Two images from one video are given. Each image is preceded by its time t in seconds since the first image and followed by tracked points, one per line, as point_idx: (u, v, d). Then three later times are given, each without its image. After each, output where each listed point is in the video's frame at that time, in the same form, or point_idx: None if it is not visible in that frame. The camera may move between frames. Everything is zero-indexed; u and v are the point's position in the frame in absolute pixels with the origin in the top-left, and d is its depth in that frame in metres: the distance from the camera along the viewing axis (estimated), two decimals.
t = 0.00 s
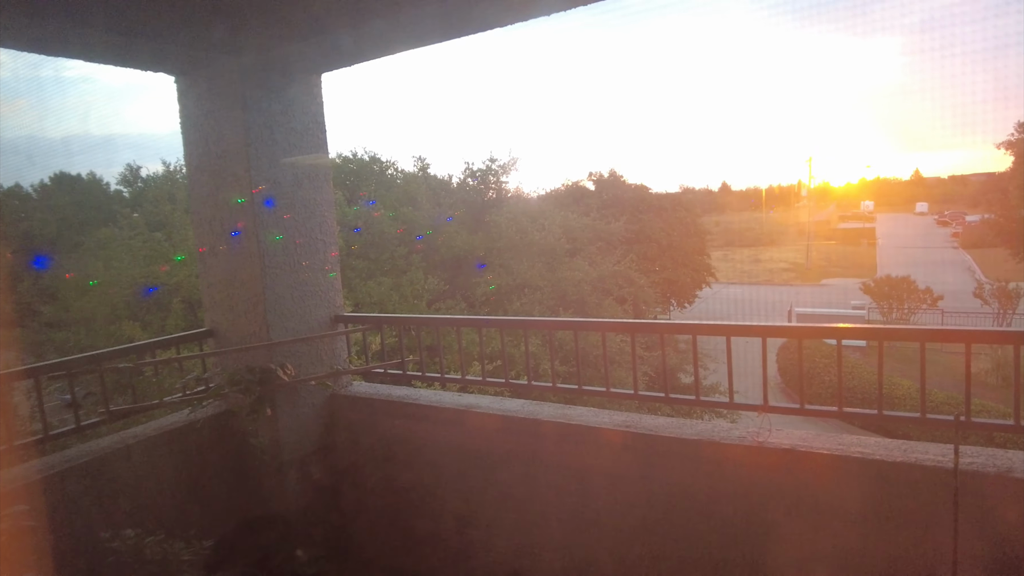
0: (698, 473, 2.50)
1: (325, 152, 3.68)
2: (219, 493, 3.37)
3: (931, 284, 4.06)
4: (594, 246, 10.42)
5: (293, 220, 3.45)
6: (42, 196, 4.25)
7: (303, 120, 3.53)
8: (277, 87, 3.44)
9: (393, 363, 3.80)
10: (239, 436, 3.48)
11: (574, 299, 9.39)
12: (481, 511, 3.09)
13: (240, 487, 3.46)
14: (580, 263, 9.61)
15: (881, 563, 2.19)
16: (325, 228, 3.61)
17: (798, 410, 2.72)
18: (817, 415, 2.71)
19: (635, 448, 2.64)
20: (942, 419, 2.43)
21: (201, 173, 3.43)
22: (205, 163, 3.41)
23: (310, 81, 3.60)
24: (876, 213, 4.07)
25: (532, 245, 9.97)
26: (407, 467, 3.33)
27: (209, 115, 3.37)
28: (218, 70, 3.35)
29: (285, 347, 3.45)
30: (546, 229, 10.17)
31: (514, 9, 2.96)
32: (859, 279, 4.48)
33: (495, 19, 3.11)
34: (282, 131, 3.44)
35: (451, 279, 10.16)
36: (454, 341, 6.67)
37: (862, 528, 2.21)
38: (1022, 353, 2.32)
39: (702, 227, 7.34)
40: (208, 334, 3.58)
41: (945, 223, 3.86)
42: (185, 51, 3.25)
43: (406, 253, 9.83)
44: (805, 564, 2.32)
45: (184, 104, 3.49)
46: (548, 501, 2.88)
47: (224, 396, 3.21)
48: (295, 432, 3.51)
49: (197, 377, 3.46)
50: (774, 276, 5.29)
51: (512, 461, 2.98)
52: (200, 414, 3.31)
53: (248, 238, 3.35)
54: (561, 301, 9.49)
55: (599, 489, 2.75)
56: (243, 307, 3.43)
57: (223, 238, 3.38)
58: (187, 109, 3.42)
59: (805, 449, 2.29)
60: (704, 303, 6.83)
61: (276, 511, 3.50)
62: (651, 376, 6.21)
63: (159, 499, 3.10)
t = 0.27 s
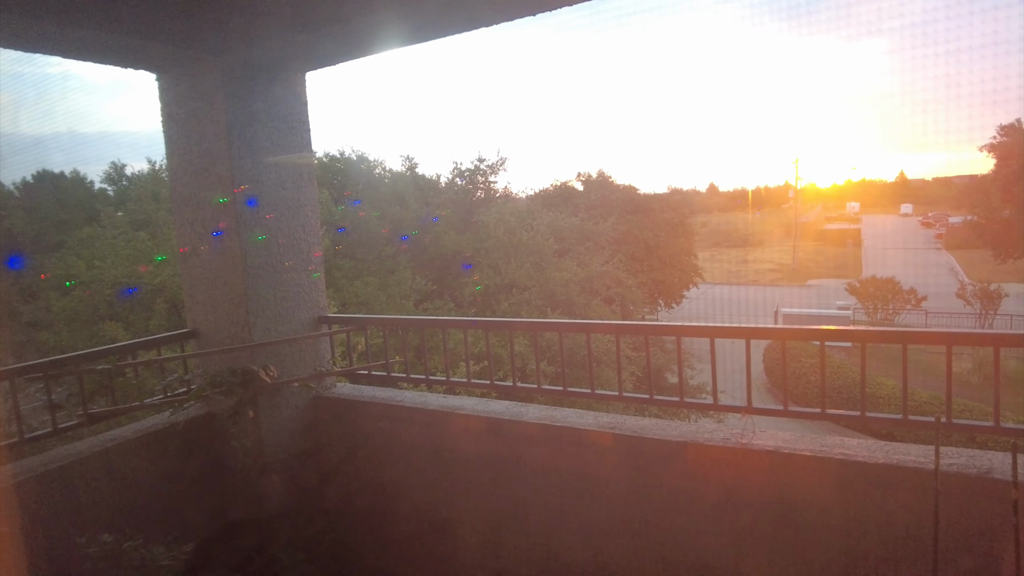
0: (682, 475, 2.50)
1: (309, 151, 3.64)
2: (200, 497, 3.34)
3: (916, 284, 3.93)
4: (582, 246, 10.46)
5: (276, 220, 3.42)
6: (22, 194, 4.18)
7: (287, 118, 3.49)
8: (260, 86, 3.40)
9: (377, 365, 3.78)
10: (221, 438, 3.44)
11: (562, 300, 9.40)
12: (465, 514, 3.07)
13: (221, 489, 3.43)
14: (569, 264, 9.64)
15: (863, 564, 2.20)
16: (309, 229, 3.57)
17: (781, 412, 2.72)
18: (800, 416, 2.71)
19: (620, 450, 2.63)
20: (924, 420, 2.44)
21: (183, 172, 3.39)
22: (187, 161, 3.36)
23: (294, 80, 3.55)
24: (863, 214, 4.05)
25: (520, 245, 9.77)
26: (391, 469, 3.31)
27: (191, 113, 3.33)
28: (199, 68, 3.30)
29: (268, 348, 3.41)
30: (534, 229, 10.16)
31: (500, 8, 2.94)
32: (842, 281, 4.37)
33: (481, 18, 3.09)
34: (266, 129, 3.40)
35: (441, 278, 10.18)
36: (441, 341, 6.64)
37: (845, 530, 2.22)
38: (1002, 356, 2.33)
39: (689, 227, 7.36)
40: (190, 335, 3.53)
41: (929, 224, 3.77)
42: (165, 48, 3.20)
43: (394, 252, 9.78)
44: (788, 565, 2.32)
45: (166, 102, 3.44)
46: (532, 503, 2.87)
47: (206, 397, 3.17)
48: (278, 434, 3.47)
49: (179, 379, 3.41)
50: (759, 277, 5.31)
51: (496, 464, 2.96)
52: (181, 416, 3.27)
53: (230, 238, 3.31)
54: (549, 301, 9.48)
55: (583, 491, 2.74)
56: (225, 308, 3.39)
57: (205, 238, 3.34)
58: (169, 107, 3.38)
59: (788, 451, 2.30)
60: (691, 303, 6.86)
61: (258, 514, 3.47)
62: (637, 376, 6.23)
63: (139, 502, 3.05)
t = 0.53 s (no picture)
0: (660, 477, 2.51)
1: (287, 150, 3.59)
2: (174, 502, 3.28)
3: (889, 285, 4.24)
4: (563, 247, 10.51)
5: (253, 221, 3.37)
6: None
7: (264, 117, 3.44)
8: (236, 84, 3.34)
9: (355, 367, 3.74)
10: (195, 443, 3.39)
11: (543, 300, 9.43)
12: (444, 516, 3.06)
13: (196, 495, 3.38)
14: (550, 265, 9.68)
15: (836, 563, 2.23)
16: (286, 230, 3.53)
17: (756, 413, 2.74)
18: (776, 418, 2.72)
19: (598, 452, 2.64)
20: (895, 421, 2.46)
21: (157, 172, 3.33)
22: (161, 161, 3.30)
23: (271, 79, 3.50)
24: (839, 216, 4.09)
25: (502, 245, 9.79)
26: (370, 472, 3.28)
27: (165, 111, 3.26)
28: (171, 65, 3.23)
29: (244, 350, 3.36)
30: (516, 229, 10.17)
31: (481, 9, 2.94)
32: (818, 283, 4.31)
33: (461, 19, 3.09)
34: (242, 129, 3.35)
35: (420, 279, 10.02)
36: (419, 342, 6.60)
37: (819, 530, 2.25)
38: (970, 357, 2.37)
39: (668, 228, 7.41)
40: (164, 337, 3.47)
41: (904, 225, 4.31)
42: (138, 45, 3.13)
43: (374, 252, 9.70)
44: (764, 566, 2.34)
45: (139, 100, 3.37)
46: (511, 505, 2.87)
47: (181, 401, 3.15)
48: (255, 437, 3.42)
49: (152, 381, 3.36)
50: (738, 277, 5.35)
51: (475, 466, 2.95)
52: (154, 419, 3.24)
53: (206, 239, 3.26)
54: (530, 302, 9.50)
55: (561, 493, 2.74)
56: (200, 309, 3.34)
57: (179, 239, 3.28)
58: (142, 106, 3.31)
59: (763, 453, 2.33)
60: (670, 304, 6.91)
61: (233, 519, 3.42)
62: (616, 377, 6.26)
63: (111, 508, 3.00)
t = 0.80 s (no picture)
0: (630, 478, 2.53)
1: (257, 150, 3.55)
2: (139, 509, 3.21)
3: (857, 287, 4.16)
4: (538, 248, 10.56)
5: (221, 222, 3.32)
6: None
7: (234, 116, 3.39)
8: (205, 81, 3.27)
9: (326, 369, 3.71)
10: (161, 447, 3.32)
11: (517, 301, 9.47)
12: (417, 519, 3.05)
13: (163, 500, 3.32)
14: (524, 266, 9.70)
15: (804, 562, 2.27)
16: (256, 230, 3.49)
17: (726, 413, 2.78)
18: (744, 419, 2.77)
19: (570, 453, 2.65)
20: (859, 420, 2.51)
21: (123, 170, 3.24)
22: (127, 159, 3.23)
23: (240, 77, 3.45)
24: (808, 219, 4.30)
25: (476, 246, 9.78)
26: (342, 475, 3.25)
27: (131, 108, 3.18)
28: (137, 61, 3.15)
29: (212, 353, 3.30)
30: (490, 230, 10.16)
31: (457, 10, 2.94)
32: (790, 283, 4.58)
33: (437, 19, 3.08)
34: (212, 128, 3.29)
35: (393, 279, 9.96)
36: (392, 345, 6.55)
37: (787, 529, 2.29)
38: (931, 358, 2.44)
39: (641, 230, 7.47)
40: (129, 339, 3.39)
41: (871, 228, 4.02)
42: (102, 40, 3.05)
43: (347, 252, 9.59)
44: (732, 565, 2.38)
45: (104, 96, 3.28)
46: (482, 507, 2.87)
47: (147, 405, 3.08)
48: (224, 441, 3.36)
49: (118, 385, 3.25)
50: (709, 279, 5.43)
51: (447, 469, 2.94)
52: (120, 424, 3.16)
53: (174, 240, 3.19)
54: (503, 303, 9.51)
55: (532, 495, 2.74)
56: (167, 311, 3.27)
57: (145, 240, 3.22)
58: (108, 102, 3.23)
59: (732, 454, 2.36)
60: (643, 305, 6.98)
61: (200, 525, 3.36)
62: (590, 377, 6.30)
63: (73, 516, 2.92)
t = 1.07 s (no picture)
0: (601, 478, 2.64)
1: (221, 149, 3.48)
2: (98, 517, 3.12)
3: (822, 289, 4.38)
4: (508, 249, 10.59)
5: (184, 222, 3.25)
6: None
7: (197, 114, 3.32)
8: (167, 78, 3.20)
9: (291, 372, 3.66)
10: (121, 453, 3.23)
11: (487, 302, 9.52)
12: (389, 521, 3.07)
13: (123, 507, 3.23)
14: (494, 267, 9.73)
15: (762, 556, 2.43)
16: (220, 231, 3.43)
17: (692, 414, 2.83)
18: (710, 420, 2.81)
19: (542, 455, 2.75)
20: (821, 421, 2.55)
21: (80, 168, 3.14)
22: (84, 157, 3.12)
23: (204, 73, 3.38)
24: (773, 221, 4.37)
25: (446, 247, 9.76)
26: (308, 479, 3.24)
27: (89, 105, 3.09)
28: (95, 56, 3.06)
29: (174, 356, 3.23)
30: (460, 231, 10.15)
31: (428, 8, 2.93)
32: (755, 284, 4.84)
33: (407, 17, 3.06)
34: (174, 126, 3.21)
35: (360, 282, 9.75)
36: (360, 347, 6.50)
37: (745, 524, 2.44)
38: (887, 359, 2.53)
39: (609, 232, 7.55)
40: (87, 343, 3.29)
41: (833, 232, 4.06)
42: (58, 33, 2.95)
43: (314, 253, 9.46)
44: (695, 558, 2.53)
45: (60, 92, 3.18)
46: (453, 508, 2.92)
47: (106, 410, 2.99)
48: (186, 447, 3.28)
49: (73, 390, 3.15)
50: (676, 280, 5.53)
51: (417, 472, 2.98)
52: (77, 430, 3.06)
53: (135, 240, 3.11)
54: (473, 304, 9.51)
55: (507, 495, 2.83)
56: (127, 313, 3.19)
57: (105, 240, 3.12)
58: (64, 98, 3.13)
59: (697, 453, 2.49)
60: (611, 306, 7.06)
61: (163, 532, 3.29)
62: (559, 378, 6.34)
63: (27, 527, 2.82)
